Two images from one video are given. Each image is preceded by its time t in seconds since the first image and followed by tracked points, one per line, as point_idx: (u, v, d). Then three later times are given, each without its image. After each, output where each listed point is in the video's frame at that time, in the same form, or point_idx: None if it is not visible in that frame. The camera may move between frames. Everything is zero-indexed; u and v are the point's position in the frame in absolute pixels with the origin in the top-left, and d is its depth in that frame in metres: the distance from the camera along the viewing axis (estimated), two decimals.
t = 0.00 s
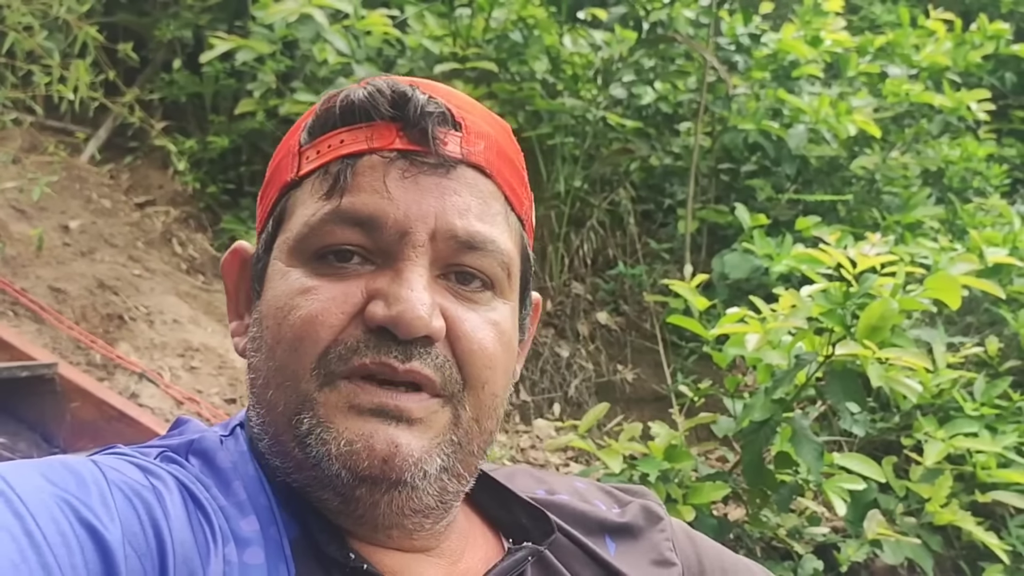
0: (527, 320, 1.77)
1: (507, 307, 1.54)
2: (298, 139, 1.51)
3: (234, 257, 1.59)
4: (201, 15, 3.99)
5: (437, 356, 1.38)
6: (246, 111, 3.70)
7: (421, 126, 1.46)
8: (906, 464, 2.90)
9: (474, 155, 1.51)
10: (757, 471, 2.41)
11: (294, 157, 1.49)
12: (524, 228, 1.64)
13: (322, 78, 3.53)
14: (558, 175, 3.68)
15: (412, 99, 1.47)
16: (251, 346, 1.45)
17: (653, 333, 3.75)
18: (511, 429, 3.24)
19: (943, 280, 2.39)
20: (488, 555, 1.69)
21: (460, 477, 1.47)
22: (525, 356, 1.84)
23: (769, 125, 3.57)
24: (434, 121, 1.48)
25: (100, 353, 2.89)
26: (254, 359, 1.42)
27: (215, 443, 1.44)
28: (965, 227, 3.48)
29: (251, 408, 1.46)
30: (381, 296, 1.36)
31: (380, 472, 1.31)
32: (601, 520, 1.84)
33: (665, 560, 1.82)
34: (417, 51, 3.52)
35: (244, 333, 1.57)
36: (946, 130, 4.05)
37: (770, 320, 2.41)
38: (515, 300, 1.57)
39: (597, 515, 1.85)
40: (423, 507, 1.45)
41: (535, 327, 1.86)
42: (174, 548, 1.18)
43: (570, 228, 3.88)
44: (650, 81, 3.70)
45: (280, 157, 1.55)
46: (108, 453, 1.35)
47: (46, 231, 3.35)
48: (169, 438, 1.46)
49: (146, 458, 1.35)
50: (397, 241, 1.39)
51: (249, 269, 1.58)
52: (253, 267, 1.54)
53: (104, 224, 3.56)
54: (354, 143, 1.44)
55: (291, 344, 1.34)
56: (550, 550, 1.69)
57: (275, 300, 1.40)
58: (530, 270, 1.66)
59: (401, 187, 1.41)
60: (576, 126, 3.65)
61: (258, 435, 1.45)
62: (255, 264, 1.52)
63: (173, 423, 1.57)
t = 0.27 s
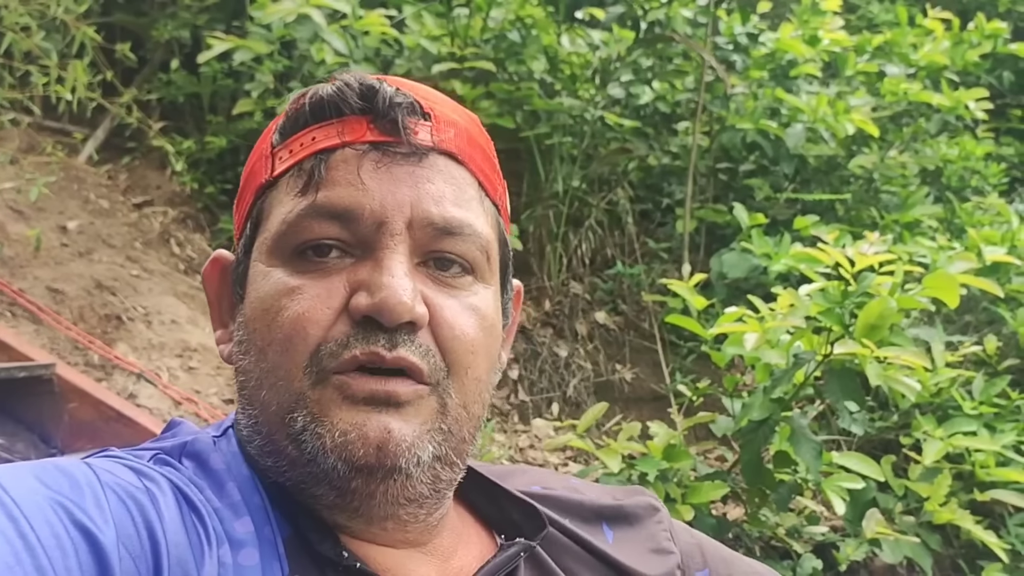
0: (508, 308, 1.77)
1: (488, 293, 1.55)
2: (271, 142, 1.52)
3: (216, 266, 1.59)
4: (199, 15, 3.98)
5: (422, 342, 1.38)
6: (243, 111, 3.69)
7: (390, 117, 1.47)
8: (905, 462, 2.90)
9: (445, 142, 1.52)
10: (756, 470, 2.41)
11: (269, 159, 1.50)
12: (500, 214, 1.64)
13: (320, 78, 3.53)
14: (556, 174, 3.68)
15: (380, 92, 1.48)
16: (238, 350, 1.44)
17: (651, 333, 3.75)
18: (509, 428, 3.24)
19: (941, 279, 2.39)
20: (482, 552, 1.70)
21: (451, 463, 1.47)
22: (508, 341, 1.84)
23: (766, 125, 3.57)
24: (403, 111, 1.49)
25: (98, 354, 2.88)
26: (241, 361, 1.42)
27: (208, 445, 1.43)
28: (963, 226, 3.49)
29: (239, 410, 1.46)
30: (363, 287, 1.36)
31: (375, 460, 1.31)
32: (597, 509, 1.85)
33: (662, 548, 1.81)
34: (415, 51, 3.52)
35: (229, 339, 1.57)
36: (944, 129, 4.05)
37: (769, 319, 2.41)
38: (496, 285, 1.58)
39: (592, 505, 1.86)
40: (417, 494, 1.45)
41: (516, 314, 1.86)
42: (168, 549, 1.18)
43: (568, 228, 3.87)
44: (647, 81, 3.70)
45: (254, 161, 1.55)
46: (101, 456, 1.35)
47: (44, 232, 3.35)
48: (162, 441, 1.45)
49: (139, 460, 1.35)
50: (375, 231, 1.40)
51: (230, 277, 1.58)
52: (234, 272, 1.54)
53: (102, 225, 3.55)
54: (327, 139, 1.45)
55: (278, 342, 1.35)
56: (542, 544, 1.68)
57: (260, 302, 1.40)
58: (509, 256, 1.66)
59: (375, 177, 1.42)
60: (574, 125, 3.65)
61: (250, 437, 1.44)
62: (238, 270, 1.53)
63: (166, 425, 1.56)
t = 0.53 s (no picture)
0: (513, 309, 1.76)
1: (504, 303, 1.55)
2: (296, 139, 1.48)
3: (222, 259, 1.56)
4: (197, 15, 3.98)
5: (451, 356, 1.39)
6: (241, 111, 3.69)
7: (429, 128, 1.46)
8: (903, 461, 2.90)
9: (476, 156, 1.52)
10: (755, 469, 2.41)
11: (294, 157, 1.46)
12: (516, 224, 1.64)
13: (318, 78, 3.53)
14: (554, 174, 3.68)
15: (420, 101, 1.47)
16: (255, 351, 1.42)
17: (650, 332, 3.75)
18: (507, 427, 3.24)
19: (939, 277, 2.39)
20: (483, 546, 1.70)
21: (464, 474, 1.48)
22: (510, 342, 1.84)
23: (765, 123, 3.57)
24: (440, 123, 1.48)
25: (96, 353, 2.88)
26: (260, 364, 1.40)
27: (207, 444, 1.43)
28: (961, 225, 3.49)
29: (251, 412, 1.44)
30: (397, 299, 1.36)
31: (401, 474, 1.31)
32: (598, 502, 1.86)
33: (661, 545, 1.81)
34: (413, 50, 3.52)
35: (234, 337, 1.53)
36: (943, 128, 4.05)
37: (768, 318, 2.42)
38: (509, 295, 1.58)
39: (592, 499, 1.86)
40: (429, 504, 1.45)
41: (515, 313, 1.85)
42: (167, 549, 1.18)
43: (567, 228, 3.87)
44: (646, 80, 3.70)
45: (272, 156, 1.51)
46: (100, 455, 1.35)
47: (42, 232, 3.35)
48: (161, 439, 1.45)
49: (138, 459, 1.34)
50: (410, 242, 1.39)
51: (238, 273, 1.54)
52: (246, 269, 1.51)
53: (100, 225, 3.55)
54: (362, 144, 1.43)
55: (308, 348, 1.34)
56: (543, 542, 1.68)
57: (285, 306, 1.38)
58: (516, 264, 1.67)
59: (412, 189, 1.41)
60: (572, 125, 3.64)
61: (261, 439, 1.42)
62: (250, 267, 1.49)
63: (165, 423, 1.56)
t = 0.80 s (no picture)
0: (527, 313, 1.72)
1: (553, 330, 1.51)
2: (394, 176, 1.27)
3: (265, 278, 1.34)
4: (196, 15, 3.98)
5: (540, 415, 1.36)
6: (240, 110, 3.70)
7: (542, 189, 1.34)
8: (902, 459, 2.90)
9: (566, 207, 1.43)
10: (754, 468, 2.41)
11: (394, 203, 1.26)
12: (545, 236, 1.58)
13: (317, 77, 3.54)
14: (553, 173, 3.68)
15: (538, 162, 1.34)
16: (335, 399, 1.30)
17: (649, 331, 3.75)
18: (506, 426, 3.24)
19: (938, 276, 2.39)
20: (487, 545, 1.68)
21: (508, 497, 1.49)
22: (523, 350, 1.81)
23: (764, 123, 3.58)
24: (549, 182, 1.36)
25: (96, 353, 2.89)
26: (344, 415, 1.30)
27: (208, 448, 1.42)
28: (960, 224, 3.49)
29: (317, 452, 1.35)
30: (504, 368, 1.30)
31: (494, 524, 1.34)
32: (599, 502, 1.85)
33: (662, 545, 1.82)
34: (412, 50, 3.52)
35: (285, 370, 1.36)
36: (942, 127, 4.05)
37: (766, 316, 2.43)
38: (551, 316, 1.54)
39: (593, 498, 1.85)
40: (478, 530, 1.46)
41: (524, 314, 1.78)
42: (162, 555, 1.18)
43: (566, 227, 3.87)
44: (645, 79, 3.70)
45: (351, 181, 1.29)
46: (100, 459, 1.35)
47: (41, 231, 3.35)
48: (161, 443, 1.45)
49: (138, 464, 1.35)
50: (522, 313, 1.30)
51: (290, 298, 1.34)
52: (310, 302, 1.32)
53: (99, 225, 3.55)
54: (483, 209, 1.27)
55: (415, 414, 1.26)
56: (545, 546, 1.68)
57: (384, 366, 1.26)
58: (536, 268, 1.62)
59: (530, 261, 1.30)
60: (571, 124, 3.66)
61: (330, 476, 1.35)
62: (317, 302, 1.32)
63: (166, 426, 1.56)
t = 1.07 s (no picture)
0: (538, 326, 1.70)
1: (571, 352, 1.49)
2: (419, 221, 1.23)
3: (282, 306, 1.32)
4: (196, 15, 3.98)
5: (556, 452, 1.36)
6: (241, 111, 3.70)
7: (573, 236, 1.29)
8: (903, 461, 2.90)
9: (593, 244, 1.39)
10: (754, 469, 2.41)
11: (418, 250, 1.23)
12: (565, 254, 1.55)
13: (318, 78, 3.54)
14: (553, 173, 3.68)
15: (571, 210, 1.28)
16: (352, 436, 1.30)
17: (650, 332, 3.75)
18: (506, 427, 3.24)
19: (938, 277, 2.39)
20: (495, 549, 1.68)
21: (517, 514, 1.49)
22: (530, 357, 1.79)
23: (764, 123, 3.57)
24: (580, 228, 1.31)
25: (97, 354, 2.89)
26: (362, 453, 1.29)
27: (215, 455, 1.42)
28: (961, 224, 3.49)
29: (333, 483, 1.34)
30: (523, 414, 1.28)
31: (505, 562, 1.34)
32: (607, 504, 1.85)
33: (672, 545, 1.83)
34: (412, 50, 3.53)
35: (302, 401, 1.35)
36: (943, 127, 4.05)
37: (766, 318, 2.43)
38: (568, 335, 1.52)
39: (602, 500, 1.85)
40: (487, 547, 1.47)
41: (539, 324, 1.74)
42: (168, 565, 1.18)
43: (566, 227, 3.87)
44: (645, 79, 3.70)
45: (373, 219, 1.25)
46: (105, 465, 1.35)
47: (42, 232, 3.35)
48: (168, 449, 1.45)
49: (143, 471, 1.34)
50: (544, 360, 1.28)
51: (308, 328, 1.33)
52: (329, 336, 1.31)
53: (100, 225, 3.55)
54: (509, 259, 1.24)
55: (431, 462, 1.25)
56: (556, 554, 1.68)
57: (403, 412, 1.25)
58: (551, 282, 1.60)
59: (555, 310, 1.27)
60: (572, 124, 3.70)
61: (343, 508, 1.34)
62: (335, 336, 1.30)
63: (171, 430, 1.56)
